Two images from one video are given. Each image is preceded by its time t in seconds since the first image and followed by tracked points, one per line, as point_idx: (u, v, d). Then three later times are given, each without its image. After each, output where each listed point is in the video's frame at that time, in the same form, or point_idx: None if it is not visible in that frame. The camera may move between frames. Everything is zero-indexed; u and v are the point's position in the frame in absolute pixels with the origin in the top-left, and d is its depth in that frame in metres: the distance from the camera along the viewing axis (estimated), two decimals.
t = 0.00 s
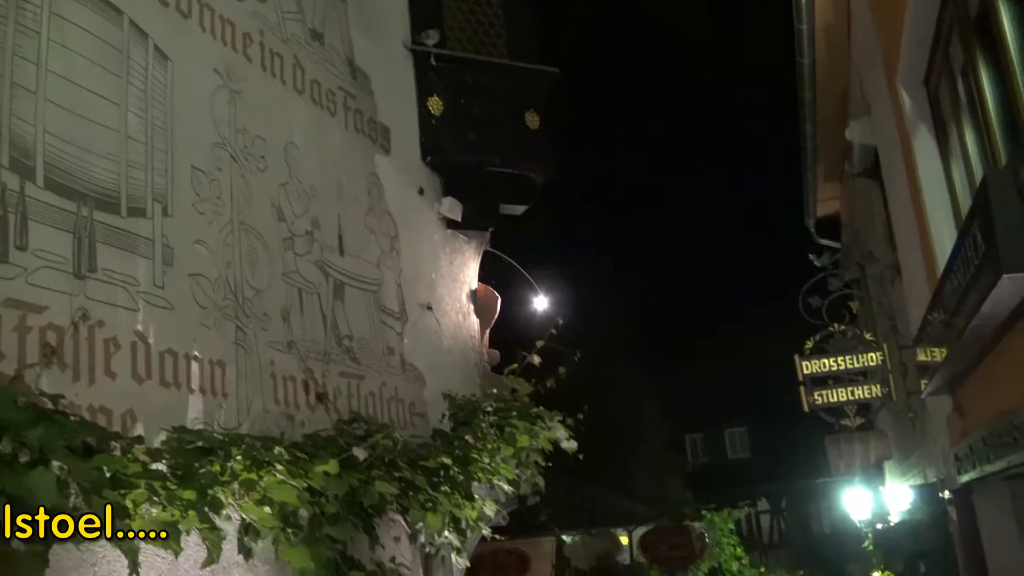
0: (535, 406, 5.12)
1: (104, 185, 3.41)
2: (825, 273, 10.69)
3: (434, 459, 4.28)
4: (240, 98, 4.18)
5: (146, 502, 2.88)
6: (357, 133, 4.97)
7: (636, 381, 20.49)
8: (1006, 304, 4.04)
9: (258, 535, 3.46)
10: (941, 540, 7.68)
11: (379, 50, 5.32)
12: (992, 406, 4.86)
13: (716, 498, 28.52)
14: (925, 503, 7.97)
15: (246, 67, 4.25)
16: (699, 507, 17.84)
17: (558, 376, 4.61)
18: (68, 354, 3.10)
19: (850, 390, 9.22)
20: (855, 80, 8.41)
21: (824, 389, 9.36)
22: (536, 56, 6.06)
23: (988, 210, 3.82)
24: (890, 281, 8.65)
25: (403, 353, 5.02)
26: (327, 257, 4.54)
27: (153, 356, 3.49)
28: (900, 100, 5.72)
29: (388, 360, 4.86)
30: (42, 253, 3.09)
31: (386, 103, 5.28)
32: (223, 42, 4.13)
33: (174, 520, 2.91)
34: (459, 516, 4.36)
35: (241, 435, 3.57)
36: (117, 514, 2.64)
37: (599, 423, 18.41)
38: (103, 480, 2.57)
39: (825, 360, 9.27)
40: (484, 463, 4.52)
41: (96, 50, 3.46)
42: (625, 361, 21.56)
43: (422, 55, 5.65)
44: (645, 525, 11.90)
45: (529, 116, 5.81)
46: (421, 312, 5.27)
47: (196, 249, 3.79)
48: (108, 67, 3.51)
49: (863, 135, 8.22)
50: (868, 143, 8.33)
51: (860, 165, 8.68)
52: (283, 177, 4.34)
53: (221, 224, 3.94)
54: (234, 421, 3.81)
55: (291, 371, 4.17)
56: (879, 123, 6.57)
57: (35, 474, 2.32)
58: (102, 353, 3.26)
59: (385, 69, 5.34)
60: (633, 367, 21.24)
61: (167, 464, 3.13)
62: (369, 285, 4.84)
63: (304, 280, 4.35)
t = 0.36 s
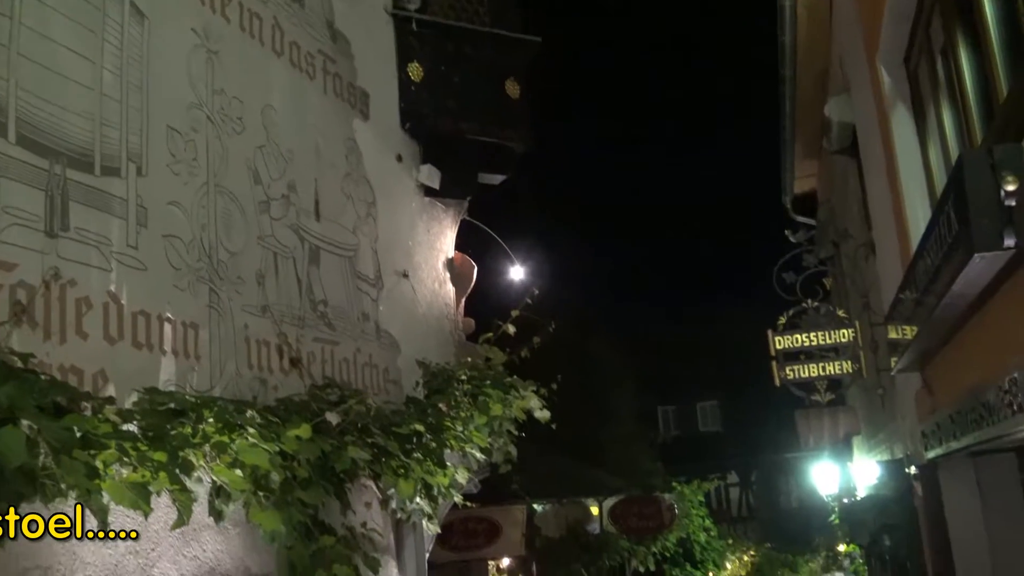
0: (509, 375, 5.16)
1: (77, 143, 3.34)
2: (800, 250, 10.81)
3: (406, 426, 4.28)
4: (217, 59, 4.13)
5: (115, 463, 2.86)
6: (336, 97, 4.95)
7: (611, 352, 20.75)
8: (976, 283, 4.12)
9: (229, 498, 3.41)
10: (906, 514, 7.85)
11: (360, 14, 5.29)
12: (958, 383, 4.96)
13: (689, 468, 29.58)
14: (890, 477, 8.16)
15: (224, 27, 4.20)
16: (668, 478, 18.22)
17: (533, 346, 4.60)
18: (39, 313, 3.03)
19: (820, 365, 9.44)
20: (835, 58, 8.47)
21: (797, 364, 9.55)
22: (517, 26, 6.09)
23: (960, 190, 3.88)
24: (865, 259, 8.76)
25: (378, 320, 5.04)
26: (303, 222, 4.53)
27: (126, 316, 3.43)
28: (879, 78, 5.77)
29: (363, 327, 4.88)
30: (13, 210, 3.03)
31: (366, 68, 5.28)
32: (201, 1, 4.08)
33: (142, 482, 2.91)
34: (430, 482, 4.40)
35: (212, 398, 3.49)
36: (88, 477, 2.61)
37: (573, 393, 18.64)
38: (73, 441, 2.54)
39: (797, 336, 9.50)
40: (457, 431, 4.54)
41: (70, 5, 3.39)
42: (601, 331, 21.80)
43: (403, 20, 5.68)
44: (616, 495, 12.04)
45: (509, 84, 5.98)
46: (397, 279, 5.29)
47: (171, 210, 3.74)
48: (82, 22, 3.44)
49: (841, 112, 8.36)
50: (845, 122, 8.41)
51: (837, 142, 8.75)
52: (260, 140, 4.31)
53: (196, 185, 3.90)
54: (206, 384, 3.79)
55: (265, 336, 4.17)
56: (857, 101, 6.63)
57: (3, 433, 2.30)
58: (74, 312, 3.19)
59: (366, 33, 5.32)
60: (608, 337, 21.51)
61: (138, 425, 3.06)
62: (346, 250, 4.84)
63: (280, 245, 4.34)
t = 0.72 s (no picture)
0: (486, 343, 5.18)
1: (50, 106, 3.26)
2: (777, 222, 10.89)
3: (384, 394, 4.29)
4: (192, 22, 4.08)
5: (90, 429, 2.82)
6: (313, 63, 4.91)
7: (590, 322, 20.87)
8: (950, 253, 4.16)
9: (205, 466, 3.35)
10: (878, 483, 7.98)
11: None
12: (930, 353, 5.02)
13: (668, 440, 30.89)
14: (864, 447, 8.28)
15: None
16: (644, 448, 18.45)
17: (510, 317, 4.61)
18: (12, 277, 2.97)
19: (797, 336, 9.58)
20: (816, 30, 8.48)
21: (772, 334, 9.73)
22: None
23: (937, 160, 3.90)
24: (842, 231, 8.83)
25: (356, 288, 5.04)
26: (279, 188, 4.50)
27: (100, 281, 3.38)
28: (858, 50, 5.79)
29: (340, 294, 4.88)
30: None
31: (344, 34, 5.24)
32: None
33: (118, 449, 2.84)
34: (407, 450, 4.42)
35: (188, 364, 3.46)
36: (63, 443, 2.58)
37: (551, 362, 18.78)
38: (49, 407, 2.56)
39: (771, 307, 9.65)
40: (434, 399, 4.57)
41: None
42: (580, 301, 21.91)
43: None
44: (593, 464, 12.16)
45: (488, 52, 6.01)
46: (375, 247, 5.31)
47: (146, 175, 3.68)
48: None
49: (822, 85, 8.34)
50: (824, 94, 8.44)
51: (816, 114, 8.79)
52: (236, 105, 4.27)
53: (172, 150, 3.85)
54: (182, 351, 3.76)
55: (241, 303, 4.14)
56: (836, 73, 6.65)
57: None
58: (47, 277, 3.13)
59: None
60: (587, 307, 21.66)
61: (113, 393, 3.04)
62: (323, 218, 4.83)
63: (257, 211, 4.31)
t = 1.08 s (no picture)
0: (467, 317, 5.18)
1: (25, 72, 3.20)
2: (759, 200, 10.93)
3: (364, 365, 4.28)
4: None
5: (67, 399, 2.78)
6: (294, 33, 4.87)
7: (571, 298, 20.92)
8: (928, 232, 4.19)
9: (183, 436, 3.37)
10: (854, 460, 8.08)
11: None
12: (907, 330, 5.06)
13: (642, 415, 32.28)
14: (841, 424, 8.37)
15: None
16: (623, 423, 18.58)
17: (491, 290, 4.61)
18: None
19: (775, 313, 9.73)
20: (800, 8, 8.47)
21: (752, 311, 9.89)
22: None
23: (916, 138, 3.91)
24: (823, 208, 8.88)
25: (336, 261, 5.05)
26: (259, 159, 4.48)
27: (77, 252, 3.32)
28: (840, 27, 5.80)
29: (320, 267, 4.88)
30: None
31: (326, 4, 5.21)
32: None
33: (95, 419, 2.80)
34: (386, 423, 4.43)
35: (166, 334, 3.38)
36: (38, 411, 2.57)
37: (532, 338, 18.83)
38: (23, 374, 2.55)
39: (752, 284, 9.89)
40: (413, 372, 4.58)
41: None
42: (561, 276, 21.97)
43: None
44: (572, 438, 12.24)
45: (471, 25, 6.06)
46: (355, 219, 5.32)
47: (124, 144, 3.63)
48: None
49: (803, 62, 8.37)
50: (807, 72, 8.45)
51: (799, 91, 8.80)
52: (215, 74, 4.23)
53: (150, 119, 3.81)
54: (160, 322, 3.73)
55: (220, 274, 4.13)
56: (818, 49, 6.67)
57: None
58: (23, 246, 3.07)
59: None
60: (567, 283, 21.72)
61: (89, 360, 2.95)
62: (304, 189, 4.82)
63: (236, 182, 4.29)
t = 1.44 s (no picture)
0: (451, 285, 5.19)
1: (3, 31, 3.11)
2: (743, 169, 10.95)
3: (346, 331, 4.28)
4: None
5: (47, 362, 2.75)
6: None
7: (555, 265, 20.96)
8: (910, 201, 4.21)
9: (165, 401, 3.34)
10: (833, 428, 8.18)
11: None
12: (887, 299, 5.10)
13: (620, 383, 32.79)
14: (822, 392, 8.46)
15: None
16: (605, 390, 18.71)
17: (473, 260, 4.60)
18: None
19: (757, 281, 10.01)
20: None
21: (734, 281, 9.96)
22: None
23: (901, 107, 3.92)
24: (806, 177, 8.92)
25: (318, 226, 5.03)
26: (241, 122, 4.44)
27: (57, 213, 3.27)
28: None
29: (303, 232, 4.86)
30: None
31: None
32: None
33: (76, 383, 2.77)
34: (368, 388, 4.44)
35: (147, 298, 3.36)
36: (19, 373, 2.59)
37: (515, 305, 18.87)
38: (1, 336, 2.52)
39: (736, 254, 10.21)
40: (396, 338, 4.59)
41: None
42: (544, 243, 22.01)
43: None
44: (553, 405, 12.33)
45: None
46: (338, 184, 5.31)
47: (103, 105, 3.57)
48: None
49: (789, 30, 8.35)
50: (793, 40, 8.44)
51: (784, 60, 8.80)
52: (196, 35, 4.17)
53: (131, 80, 3.75)
54: (141, 285, 3.70)
55: (202, 238, 4.10)
56: (804, 16, 6.66)
57: None
58: (3, 206, 3.01)
59: None
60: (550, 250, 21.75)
61: (71, 323, 2.89)
62: (286, 153, 4.80)
63: (217, 145, 4.25)
